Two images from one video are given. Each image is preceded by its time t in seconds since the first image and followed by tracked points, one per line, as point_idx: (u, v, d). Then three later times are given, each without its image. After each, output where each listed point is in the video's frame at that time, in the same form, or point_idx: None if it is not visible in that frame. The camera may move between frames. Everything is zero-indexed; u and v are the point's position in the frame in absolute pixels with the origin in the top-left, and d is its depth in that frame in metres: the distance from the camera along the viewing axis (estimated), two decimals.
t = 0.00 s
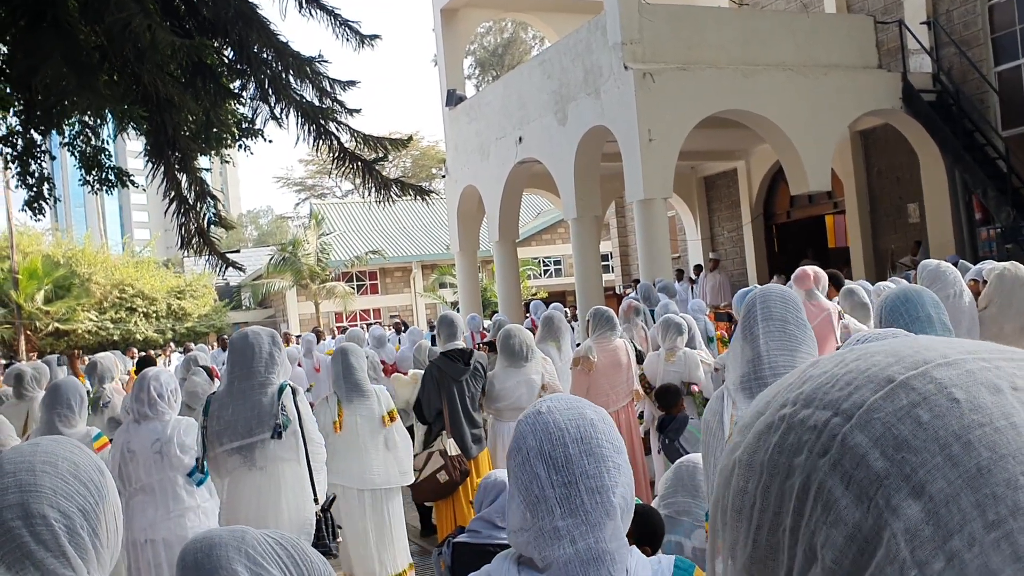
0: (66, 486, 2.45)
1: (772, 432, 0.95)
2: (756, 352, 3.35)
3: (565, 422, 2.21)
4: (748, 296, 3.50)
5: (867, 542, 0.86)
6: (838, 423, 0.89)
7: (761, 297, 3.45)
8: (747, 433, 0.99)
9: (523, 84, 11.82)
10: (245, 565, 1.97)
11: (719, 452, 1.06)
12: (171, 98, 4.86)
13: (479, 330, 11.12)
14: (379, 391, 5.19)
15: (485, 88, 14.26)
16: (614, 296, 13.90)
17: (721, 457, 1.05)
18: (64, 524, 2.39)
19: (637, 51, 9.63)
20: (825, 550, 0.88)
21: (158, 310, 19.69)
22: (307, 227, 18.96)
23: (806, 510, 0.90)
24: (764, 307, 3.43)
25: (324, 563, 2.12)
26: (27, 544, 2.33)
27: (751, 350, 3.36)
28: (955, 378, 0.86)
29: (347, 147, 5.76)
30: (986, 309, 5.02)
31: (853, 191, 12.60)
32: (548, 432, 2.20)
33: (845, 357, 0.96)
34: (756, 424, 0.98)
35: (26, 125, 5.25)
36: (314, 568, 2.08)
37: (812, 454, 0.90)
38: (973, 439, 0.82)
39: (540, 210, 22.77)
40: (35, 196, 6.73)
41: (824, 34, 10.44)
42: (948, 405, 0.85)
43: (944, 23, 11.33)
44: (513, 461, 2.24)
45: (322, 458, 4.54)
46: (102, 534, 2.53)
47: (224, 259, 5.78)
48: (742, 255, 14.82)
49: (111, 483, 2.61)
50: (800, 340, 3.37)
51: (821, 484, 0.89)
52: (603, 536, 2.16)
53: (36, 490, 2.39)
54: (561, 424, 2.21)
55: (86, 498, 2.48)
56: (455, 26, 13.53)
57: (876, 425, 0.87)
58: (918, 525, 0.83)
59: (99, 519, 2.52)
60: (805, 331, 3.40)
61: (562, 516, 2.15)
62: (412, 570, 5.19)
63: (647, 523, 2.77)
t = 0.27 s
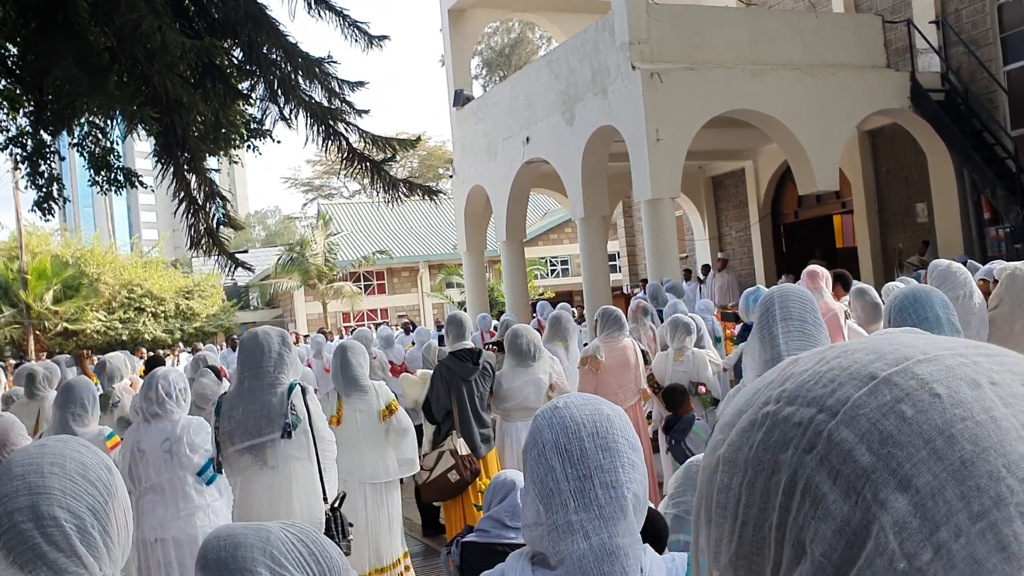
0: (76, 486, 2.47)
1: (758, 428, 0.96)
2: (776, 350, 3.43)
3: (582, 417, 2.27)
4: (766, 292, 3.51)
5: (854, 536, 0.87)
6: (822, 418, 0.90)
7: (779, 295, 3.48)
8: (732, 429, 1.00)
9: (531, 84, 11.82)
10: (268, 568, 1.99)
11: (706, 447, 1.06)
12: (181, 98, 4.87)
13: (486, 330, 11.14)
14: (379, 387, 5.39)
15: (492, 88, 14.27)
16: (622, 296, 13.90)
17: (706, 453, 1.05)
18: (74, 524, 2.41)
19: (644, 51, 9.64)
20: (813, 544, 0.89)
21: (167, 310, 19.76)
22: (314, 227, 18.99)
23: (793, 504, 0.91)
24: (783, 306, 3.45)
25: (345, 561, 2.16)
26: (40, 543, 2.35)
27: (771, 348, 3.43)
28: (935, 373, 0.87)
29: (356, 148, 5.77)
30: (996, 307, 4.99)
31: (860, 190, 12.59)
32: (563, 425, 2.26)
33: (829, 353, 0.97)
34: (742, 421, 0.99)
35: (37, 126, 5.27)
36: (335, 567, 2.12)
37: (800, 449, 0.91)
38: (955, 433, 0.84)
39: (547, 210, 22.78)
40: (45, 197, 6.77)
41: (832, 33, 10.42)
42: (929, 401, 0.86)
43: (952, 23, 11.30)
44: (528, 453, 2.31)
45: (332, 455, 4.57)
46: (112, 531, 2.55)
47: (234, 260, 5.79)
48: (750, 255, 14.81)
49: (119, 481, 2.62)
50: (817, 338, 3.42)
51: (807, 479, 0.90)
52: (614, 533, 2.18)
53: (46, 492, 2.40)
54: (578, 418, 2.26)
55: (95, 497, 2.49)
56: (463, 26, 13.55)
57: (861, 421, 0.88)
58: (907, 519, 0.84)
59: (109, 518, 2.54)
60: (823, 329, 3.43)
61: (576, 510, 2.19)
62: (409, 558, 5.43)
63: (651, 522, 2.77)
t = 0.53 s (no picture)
0: (73, 487, 2.46)
1: (768, 423, 0.93)
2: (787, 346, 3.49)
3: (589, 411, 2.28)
4: (780, 289, 3.57)
5: (892, 533, 0.84)
6: (840, 413, 0.88)
7: (792, 293, 3.52)
8: (734, 426, 0.97)
9: (538, 84, 11.82)
10: None
11: (698, 443, 1.02)
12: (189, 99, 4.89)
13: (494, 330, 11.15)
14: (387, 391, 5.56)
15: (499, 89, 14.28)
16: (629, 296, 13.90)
17: (700, 450, 1.01)
18: (73, 526, 2.41)
19: (652, 51, 9.63)
20: (847, 545, 0.86)
21: (174, 311, 19.84)
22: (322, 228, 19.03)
23: (822, 501, 0.89)
24: (796, 303, 3.51)
25: (359, 559, 2.20)
26: (37, 545, 2.37)
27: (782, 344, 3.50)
28: (939, 366, 0.87)
29: (363, 149, 5.78)
30: (1005, 307, 4.99)
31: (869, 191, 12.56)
32: (570, 420, 2.28)
33: (825, 343, 0.95)
34: (744, 417, 0.96)
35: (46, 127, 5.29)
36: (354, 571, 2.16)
37: (817, 445, 0.89)
38: (976, 424, 0.83)
39: (554, 210, 22.81)
40: (53, 197, 6.80)
41: (839, 33, 10.40)
42: (941, 393, 0.86)
43: (961, 23, 11.28)
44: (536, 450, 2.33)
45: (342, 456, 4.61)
46: (112, 532, 2.55)
47: (242, 261, 5.81)
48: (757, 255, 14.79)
49: (119, 482, 2.62)
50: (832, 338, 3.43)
51: (830, 474, 0.88)
52: (619, 527, 2.21)
53: (44, 494, 2.41)
54: (585, 413, 2.28)
55: (94, 499, 2.49)
56: (469, 27, 13.57)
57: (882, 416, 0.87)
58: (946, 517, 0.82)
59: (109, 519, 2.54)
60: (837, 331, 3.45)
61: (581, 504, 2.22)
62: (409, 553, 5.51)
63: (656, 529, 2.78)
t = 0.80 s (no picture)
0: (53, 491, 2.40)
1: (776, 433, 0.84)
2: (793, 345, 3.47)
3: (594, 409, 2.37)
4: (789, 288, 3.56)
5: (939, 539, 0.77)
6: (864, 418, 0.81)
7: (802, 292, 3.52)
8: (735, 440, 0.87)
9: (541, 84, 11.81)
10: None
11: (687, 464, 0.90)
12: (192, 99, 4.88)
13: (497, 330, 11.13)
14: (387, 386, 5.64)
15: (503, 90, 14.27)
16: (633, 297, 13.88)
17: (698, 470, 0.89)
18: (53, 531, 2.35)
19: (655, 52, 9.62)
20: (895, 561, 0.78)
21: (179, 311, 19.86)
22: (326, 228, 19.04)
23: (859, 516, 0.80)
24: (806, 303, 3.50)
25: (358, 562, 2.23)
26: (16, 550, 2.31)
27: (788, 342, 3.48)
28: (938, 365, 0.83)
29: (366, 148, 5.77)
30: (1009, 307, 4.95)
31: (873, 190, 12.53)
32: (574, 415, 2.36)
33: (809, 342, 0.88)
34: (742, 430, 0.86)
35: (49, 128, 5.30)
36: None
37: (839, 454, 0.81)
38: (986, 426, 0.80)
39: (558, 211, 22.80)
40: (58, 198, 6.80)
41: (843, 33, 10.36)
42: (945, 394, 0.82)
43: (965, 22, 11.24)
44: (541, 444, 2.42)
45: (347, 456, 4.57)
46: (94, 537, 2.48)
47: (244, 261, 5.80)
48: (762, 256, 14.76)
49: (102, 489, 2.56)
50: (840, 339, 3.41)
51: (864, 485, 0.79)
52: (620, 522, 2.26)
53: (23, 498, 2.35)
54: (589, 409, 2.37)
55: (74, 504, 2.43)
56: (473, 27, 13.56)
57: (904, 420, 0.80)
58: (990, 523, 0.77)
59: (91, 524, 2.47)
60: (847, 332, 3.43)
61: (583, 499, 2.27)
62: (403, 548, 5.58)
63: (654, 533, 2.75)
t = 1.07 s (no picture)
0: (30, 500, 2.38)
1: (761, 438, 0.90)
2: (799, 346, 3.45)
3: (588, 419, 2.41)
4: (797, 290, 3.55)
5: (927, 539, 0.84)
6: (848, 424, 0.88)
7: (810, 293, 3.50)
8: (717, 446, 0.92)
9: (546, 84, 11.81)
10: None
11: (668, 471, 0.95)
12: (196, 99, 4.88)
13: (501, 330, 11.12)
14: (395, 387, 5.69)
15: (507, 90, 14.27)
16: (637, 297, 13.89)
17: (681, 476, 0.94)
18: (31, 539, 2.32)
19: (659, 52, 9.61)
20: (889, 560, 0.85)
21: (183, 311, 19.88)
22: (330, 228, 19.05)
23: (850, 519, 0.86)
24: (813, 303, 3.49)
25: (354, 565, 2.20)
26: None
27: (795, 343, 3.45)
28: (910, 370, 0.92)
29: (369, 148, 5.77)
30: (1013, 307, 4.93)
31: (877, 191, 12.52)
32: (578, 415, 2.40)
33: (783, 346, 0.96)
34: (726, 435, 0.92)
35: (53, 128, 5.31)
36: None
37: (827, 457, 0.88)
38: (954, 426, 0.89)
39: (562, 211, 22.77)
40: (63, 198, 6.82)
41: (848, 33, 10.36)
42: (916, 396, 0.89)
43: (970, 22, 11.21)
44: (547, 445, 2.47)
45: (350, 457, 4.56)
46: (75, 545, 2.45)
47: (248, 261, 5.80)
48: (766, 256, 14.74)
49: (81, 495, 2.54)
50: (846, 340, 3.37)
51: (855, 488, 0.86)
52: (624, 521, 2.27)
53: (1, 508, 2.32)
54: (593, 409, 2.41)
55: (53, 512, 2.40)
56: (477, 27, 13.56)
57: (887, 422, 0.87)
58: (969, 518, 0.85)
59: (71, 531, 2.44)
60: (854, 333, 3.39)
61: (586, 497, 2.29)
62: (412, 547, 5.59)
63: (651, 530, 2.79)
